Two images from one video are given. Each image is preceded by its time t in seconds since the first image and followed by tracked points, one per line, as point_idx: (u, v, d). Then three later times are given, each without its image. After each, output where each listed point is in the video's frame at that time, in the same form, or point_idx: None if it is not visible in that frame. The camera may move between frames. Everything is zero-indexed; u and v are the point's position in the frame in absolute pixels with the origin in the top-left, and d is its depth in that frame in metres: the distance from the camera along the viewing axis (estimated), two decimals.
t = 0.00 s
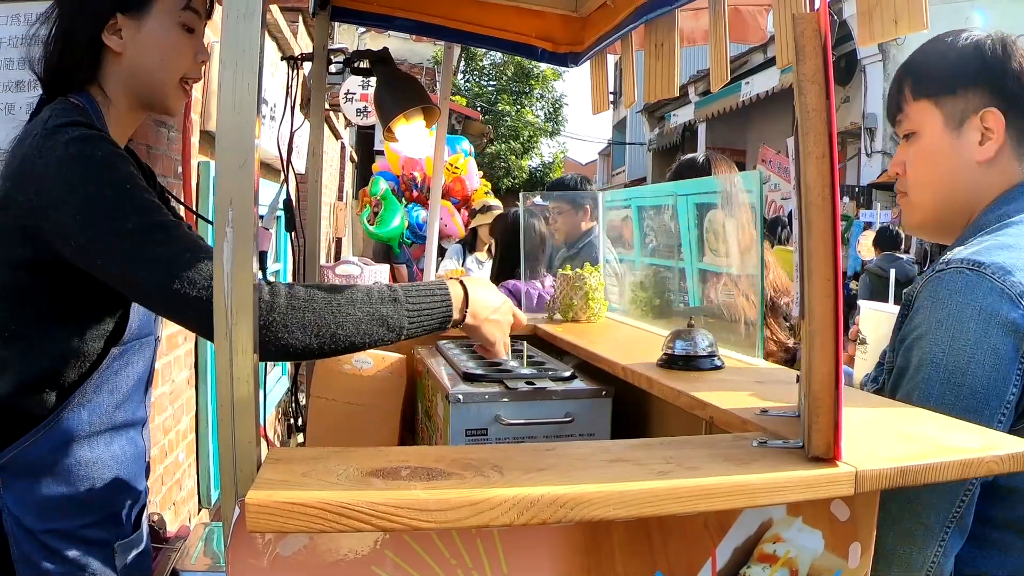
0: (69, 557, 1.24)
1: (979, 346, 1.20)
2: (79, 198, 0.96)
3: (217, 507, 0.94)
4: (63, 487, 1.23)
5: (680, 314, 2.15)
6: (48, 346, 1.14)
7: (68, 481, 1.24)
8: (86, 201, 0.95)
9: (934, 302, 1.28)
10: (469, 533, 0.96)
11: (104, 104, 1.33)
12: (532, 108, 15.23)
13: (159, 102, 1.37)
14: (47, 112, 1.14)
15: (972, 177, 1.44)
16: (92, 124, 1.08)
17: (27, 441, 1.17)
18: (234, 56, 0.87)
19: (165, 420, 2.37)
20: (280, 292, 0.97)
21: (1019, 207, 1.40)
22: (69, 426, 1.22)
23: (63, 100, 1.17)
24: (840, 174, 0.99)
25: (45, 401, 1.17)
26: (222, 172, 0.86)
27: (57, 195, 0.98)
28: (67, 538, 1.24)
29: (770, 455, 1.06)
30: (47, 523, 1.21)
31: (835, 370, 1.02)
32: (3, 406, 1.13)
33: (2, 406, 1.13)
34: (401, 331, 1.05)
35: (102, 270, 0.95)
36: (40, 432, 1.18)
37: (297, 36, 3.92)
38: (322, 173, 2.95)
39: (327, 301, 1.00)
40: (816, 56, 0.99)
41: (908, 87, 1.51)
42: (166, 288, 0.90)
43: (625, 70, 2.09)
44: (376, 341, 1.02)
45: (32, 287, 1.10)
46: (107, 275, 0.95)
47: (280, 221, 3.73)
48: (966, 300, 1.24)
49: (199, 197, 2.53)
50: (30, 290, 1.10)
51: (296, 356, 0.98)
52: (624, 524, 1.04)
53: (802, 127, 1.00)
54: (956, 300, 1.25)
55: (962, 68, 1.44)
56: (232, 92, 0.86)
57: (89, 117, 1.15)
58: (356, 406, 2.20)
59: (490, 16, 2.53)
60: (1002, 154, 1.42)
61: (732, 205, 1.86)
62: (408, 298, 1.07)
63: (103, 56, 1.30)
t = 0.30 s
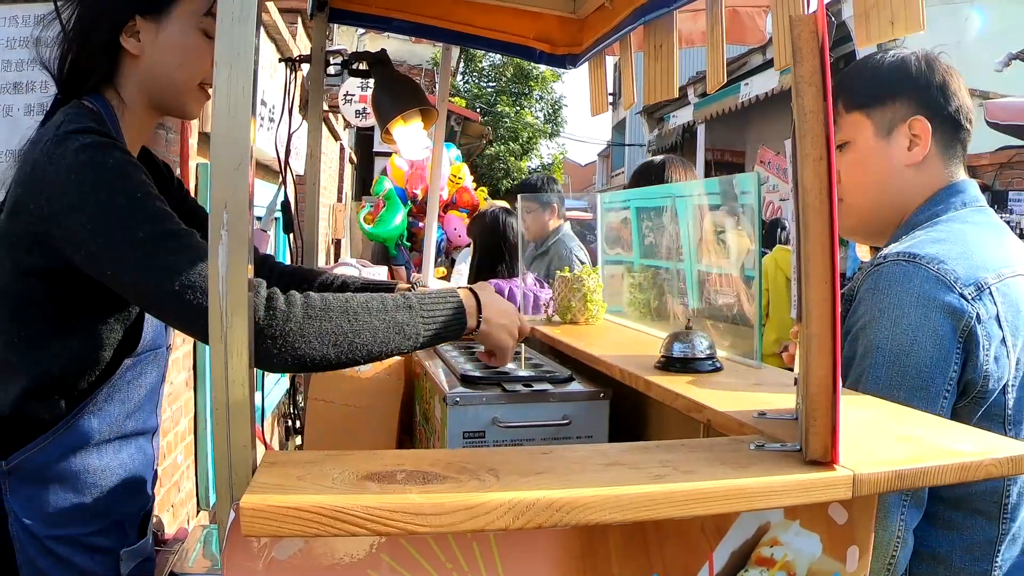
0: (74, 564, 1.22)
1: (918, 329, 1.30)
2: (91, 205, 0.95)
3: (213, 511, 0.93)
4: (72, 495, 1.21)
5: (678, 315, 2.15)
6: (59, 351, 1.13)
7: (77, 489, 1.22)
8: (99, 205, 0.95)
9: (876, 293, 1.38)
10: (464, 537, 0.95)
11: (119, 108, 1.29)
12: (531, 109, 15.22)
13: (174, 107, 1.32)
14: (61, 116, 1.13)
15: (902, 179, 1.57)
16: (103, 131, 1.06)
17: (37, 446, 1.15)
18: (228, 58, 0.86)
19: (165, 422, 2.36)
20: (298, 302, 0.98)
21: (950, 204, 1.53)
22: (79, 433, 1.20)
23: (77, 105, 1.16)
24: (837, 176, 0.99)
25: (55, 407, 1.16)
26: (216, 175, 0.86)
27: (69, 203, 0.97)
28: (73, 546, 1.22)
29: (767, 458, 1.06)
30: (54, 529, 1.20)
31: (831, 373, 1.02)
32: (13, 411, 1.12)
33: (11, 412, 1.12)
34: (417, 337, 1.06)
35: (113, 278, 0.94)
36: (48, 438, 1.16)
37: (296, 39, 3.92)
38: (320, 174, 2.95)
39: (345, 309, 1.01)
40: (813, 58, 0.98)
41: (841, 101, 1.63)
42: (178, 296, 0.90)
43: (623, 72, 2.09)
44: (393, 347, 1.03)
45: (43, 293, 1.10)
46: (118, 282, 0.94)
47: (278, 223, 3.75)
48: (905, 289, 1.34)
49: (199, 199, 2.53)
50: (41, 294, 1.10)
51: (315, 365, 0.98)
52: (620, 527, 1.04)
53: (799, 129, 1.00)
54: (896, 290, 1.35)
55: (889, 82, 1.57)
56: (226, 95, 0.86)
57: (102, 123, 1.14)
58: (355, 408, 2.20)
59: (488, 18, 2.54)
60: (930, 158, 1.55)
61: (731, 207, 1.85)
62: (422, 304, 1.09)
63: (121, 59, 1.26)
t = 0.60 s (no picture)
0: (75, 564, 1.22)
1: (888, 306, 1.39)
2: (86, 201, 0.95)
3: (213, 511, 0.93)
4: (73, 495, 1.20)
5: (680, 315, 2.14)
6: (58, 352, 1.13)
7: (78, 490, 1.21)
8: (95, 200, 0.94)
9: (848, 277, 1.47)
10: (466, 538, 0.95)
11: (117, 108, 1.29)
12: (533, 109, 15.22)
13: (170, 109, 1.31)
14: (56, 114, 1.12)
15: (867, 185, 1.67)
16: (100, 130, 1.06)
17: (38, 446, 1.15)
18: (228, 56, 0.86)
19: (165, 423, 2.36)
20: (301, 288, 0.98)
21: (910, 210, 1.62)
22: (78, 434, 1.19)
23: (73, 104, 1.15)
24: (841, 175, 0.98)
25: (54, 408, 1.16)
26: (215, 173, 0.86)
27: (65, 200, 0.96)
28: (74, 546, 1.22)
29: (770, 459, 1.05)
30: (55, 530, 1.19)
31: (835, 372, 1.01)
32: (14, 414, 1.12)
33: (11, 414, 1.12)
34: (417, 326, 1.06)
35: (112, 273, 0.94)
36: (49, 438, 1.16)
37: (298, 39, 3.92)
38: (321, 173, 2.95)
39: (347, 296, 1.01)
40: (817, 55, 0.98)
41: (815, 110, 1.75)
42: (181, 285, 0.90)
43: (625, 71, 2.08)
44: (396, 333, 1.03)
45: (41, 293, 1.09)
46: (117, 277, 0.94)
47: (279, 223, 3.75)
48: (874, 272, 1.44)
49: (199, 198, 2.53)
50: (40, 294, 1.09)
51: (321, 350, 0.97)
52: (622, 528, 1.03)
53: (803, 127, 0.99)
54: (867, 272, 1.45)
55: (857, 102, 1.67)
56: (226, 93, 0.86)
57: (98, 122, 1.13)
58: (357, 408, 2.20)
59: (490, 17, 2.53)
60: (896, 166, 1.65)
61: (734, 206, 1.85)
62: (419, 296, 1.10)
63: (123, 59, 1.25)
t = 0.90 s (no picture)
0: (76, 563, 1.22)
1: (868, 296, 1.49)
2: (83, 198, 0.95)
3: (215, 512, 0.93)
4: (73, 494, 1.21)
5: (684, 316, 2.14)
6: (56, 353, 1.12)
7: (78, 489, 1.21)
8: (91, 198, 0.94)
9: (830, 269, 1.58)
10: (469, 539, 0.95)
11: (113, 106, 1.29)
12: (536, 109, 15.22)
13: (166, 109, 1.32)
14: (52, 114, 1.12)
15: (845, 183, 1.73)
16: (97, 129, 1.06)
17: (37, 445, 1.15)
18: (231, 57, 0.86)
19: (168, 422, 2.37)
20: (304, 280, 0.98)
21: (879, 208, 1.70)
22: (77, 433, 1.19)
23: (70, 104, 1.15)
24: (844, 175, 0.98)
25: (53, 407, 1.16)
26: (218, 173, 0.86)
27: (61, 198, 0.96)
28: (75, 544, 1.22)
29: (774, 459, 1.05)
30: (54, 529, 1.19)
31: (839, 373, 1.01)
32: (13, 413, 1.13)
33: (10, 413, 1.12)
34: (420, 325, 1.06)
35: (109, 269, 0.93)
36: (47, 438, 1.16)
37: (300, 39, 3.93)
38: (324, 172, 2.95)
39: (349, 291, 1.01)
40: (820, 55, 0.97)
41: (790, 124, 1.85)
42: (181, 279, 0.90)
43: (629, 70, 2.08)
44: (399, 330, 1.02)
45: (38, 293, 1.09)
46: (115, 274, 0.94)
47: (281, 223, 3.75)
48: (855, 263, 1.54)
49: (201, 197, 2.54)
50: (39, 294, 1.09)
51: (320, 341, 0.96)
52: (625, 529, 1.03)
53: (807, 127, 0.99)
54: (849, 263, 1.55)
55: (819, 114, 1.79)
56: (229, 92, 0.86)
57: (95, 121, 1.13)
58: (360, 407, 2.20)
59: (493, 16, 2.53)
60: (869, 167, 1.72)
61: (736, 206, 1.85)
62: (423, 300, 1.10)
63: (118, 57, 1.25)
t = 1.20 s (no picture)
0: (80, 564, 1.22)
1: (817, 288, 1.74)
2: (88, 197, 0.95)
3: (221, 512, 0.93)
4: (78, 495, 1.21)
5: (688, 316, 2.13)
6: (61, 352, 1.12)
7: (83, 489, 1.21)
8: (96, 196, 0.94)
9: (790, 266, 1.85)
10: (475, 540, 0.95)
11: (116, 106, 1.28)
12: (539, 110, 15.23)
13: (171, 107, 1.32)
14: (56, 115, 1.12)
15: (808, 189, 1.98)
16: (100, 128, 1.06)
17: (42, 445, 1.15)
18: (237, 56, 0.86)
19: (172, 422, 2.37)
20: (313, 274, 0.99)
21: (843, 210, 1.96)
22: (82, 433, 1.19)
23: (73, 104, 1.15)
24: (850, 175, 0.97)
25: (58, 408, 1.15)
26: (224, 173, 0.86)
27: (66, 197, 0.96)
28: (79, 545, 1.22)
29: (780, 460, 1.04)
30: (59, 530, 1.19)
31: (846, 373, 1.00)
32: (19, 413, 1.13)
33: (16, 414, 1.12)
34: (429, 321, 1.06)
35: (116, 267, 0.94)
36: (52, 438, 1.16)
37: (303, 39, 3.93)
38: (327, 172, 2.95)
39: (359, 286, 1.02)
40: (826, 55, 0.97)
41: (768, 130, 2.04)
42: (189, 275, 0.90)
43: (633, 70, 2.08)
44: (408, 326, 1.03)
45: (43, 293, 1.09)
46: (121, 271, 0.94)
47: (284, 223, 3.76)
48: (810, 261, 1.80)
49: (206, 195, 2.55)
50: (44, 294, 1.09)
51: (329, 335, 0.96)
52: (631, 529, 1.03)
53: (813, 128, 0.98)
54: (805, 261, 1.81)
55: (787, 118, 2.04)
56: (235, 92, 0.85)
57: (99, 121, 1.13)
58: (364, 408, 2.20)
59: (496, 16, 2.54)
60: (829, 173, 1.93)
61: (739, 206, 1.85)
62: (433, 296, 1.10)
63: (119, 56, 1.25)
